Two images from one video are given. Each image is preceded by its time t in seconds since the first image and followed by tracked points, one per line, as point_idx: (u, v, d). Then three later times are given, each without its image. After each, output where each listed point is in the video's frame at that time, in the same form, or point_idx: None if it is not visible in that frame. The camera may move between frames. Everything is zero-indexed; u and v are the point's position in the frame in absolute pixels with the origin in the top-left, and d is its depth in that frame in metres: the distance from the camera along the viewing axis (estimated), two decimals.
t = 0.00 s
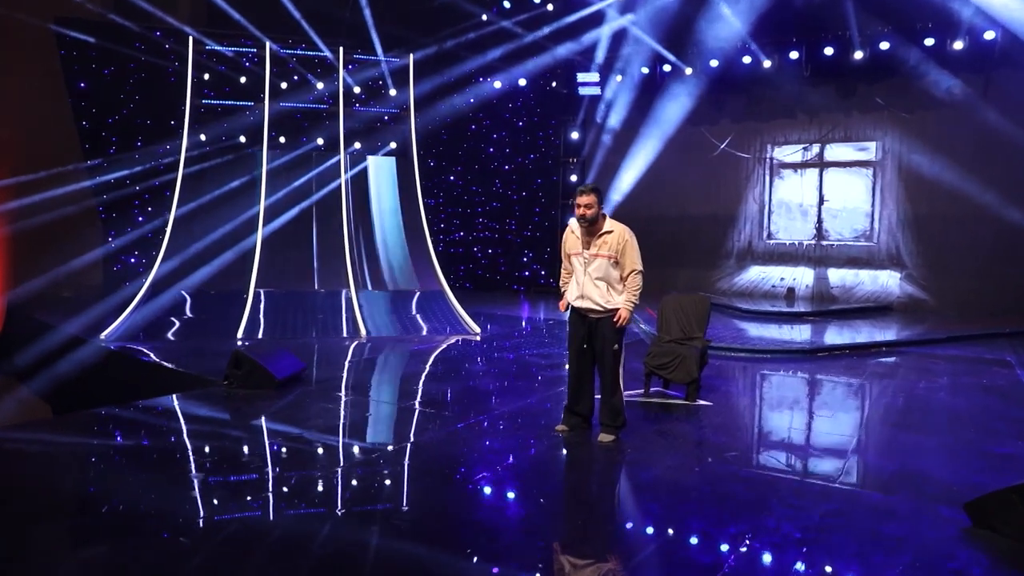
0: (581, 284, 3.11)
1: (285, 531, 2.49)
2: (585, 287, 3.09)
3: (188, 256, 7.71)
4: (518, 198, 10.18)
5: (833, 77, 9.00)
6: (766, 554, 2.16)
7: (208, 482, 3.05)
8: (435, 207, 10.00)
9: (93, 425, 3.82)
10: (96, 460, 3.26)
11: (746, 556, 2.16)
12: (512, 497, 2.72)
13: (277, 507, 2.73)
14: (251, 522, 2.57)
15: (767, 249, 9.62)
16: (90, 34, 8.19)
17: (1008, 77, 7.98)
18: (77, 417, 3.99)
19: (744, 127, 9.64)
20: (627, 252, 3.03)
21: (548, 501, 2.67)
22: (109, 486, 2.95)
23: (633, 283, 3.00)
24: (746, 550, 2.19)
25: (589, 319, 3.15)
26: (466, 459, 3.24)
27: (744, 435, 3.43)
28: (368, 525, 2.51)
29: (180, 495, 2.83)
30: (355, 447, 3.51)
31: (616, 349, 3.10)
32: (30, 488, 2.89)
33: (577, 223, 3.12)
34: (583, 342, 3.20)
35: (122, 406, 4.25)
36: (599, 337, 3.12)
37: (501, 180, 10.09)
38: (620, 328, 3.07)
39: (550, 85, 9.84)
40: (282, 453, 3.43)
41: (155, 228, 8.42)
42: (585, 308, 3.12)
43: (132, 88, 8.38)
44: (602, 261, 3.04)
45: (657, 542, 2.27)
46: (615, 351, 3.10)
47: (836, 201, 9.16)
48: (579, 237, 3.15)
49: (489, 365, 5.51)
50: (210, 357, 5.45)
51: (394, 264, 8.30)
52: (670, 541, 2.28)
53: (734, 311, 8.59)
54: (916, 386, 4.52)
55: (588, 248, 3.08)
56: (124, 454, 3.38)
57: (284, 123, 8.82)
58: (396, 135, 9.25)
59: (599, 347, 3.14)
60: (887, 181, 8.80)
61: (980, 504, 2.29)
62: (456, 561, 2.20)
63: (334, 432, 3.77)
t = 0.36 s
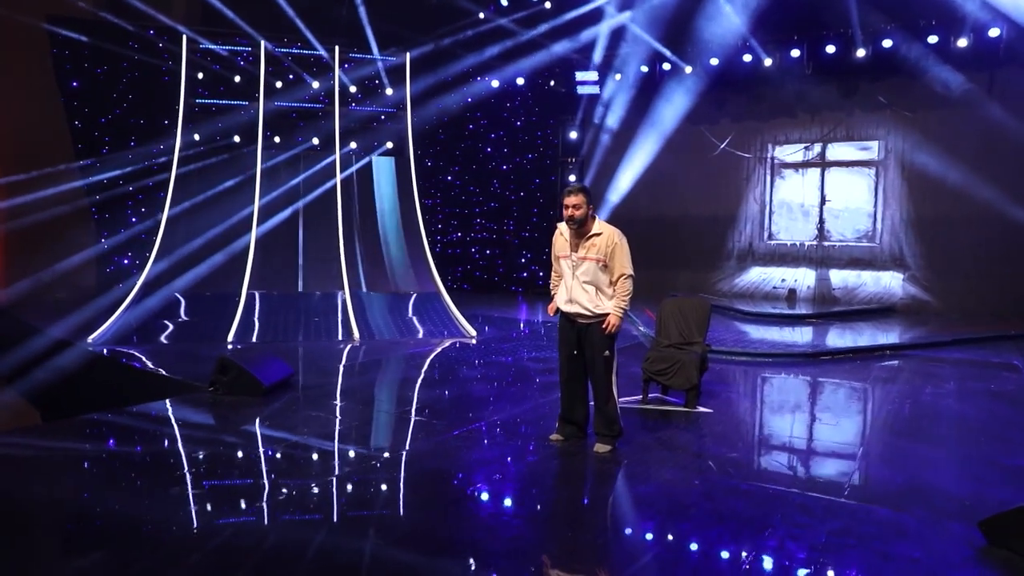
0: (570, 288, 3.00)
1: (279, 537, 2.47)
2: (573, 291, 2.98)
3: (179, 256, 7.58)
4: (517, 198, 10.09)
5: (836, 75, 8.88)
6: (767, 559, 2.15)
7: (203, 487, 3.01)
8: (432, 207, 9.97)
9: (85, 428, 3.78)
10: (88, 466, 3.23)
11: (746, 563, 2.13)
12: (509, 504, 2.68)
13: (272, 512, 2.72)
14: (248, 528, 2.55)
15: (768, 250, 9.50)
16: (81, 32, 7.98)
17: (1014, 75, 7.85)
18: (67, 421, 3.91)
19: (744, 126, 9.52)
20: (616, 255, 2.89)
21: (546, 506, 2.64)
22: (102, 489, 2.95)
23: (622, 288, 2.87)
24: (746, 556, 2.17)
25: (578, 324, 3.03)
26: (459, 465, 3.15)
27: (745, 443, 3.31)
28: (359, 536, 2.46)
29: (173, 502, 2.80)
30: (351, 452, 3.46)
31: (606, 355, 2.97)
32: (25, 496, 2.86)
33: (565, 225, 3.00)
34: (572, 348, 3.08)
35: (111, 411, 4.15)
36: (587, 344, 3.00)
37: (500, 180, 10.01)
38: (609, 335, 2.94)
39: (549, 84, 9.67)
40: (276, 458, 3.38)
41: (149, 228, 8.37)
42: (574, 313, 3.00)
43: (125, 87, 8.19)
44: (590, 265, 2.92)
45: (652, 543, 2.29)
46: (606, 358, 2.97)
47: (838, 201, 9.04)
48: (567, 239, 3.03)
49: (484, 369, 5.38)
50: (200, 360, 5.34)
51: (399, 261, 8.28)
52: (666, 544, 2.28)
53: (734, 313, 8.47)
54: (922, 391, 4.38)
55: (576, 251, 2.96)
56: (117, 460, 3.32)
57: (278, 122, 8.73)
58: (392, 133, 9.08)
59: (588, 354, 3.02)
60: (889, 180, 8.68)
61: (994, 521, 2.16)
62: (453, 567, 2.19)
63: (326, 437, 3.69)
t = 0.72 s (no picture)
0: (558, 292, 2.89)
1: (273, 543, 2.42)
2: (562, 296, 2.87)
3: (170, 257, 7.44)
4: (514, 198, 9.94)
5: (838, 74, 8.76)
6: (767, 564, 2.10)
7: (196, 491, 2.97)
8: (429, 208, 9.99)
9: (77, 433, 3.71)
10: (79, 469, 3.18)
11: (747, 568, 2.09)
12: (507, 508, 2.63)
13: (268, 517, 2.67)
14: (242, 534, 2.51)
15: (769, 251, 9.38)
16: (74, 31, 7.82)
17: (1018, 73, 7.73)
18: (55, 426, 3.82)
19: (744, 126, 9.40)
20: (604, 257, 2.77)
21: (545, 508, 2.60)
22: (96, 494, 2.90)
23: (612, 292, 2.75)
24: (746, 562, 2.13)
25: (567, 330, 2.92)
26: (449, 472, 3.06)
27: (743, 450, 3.19)
28: (350, 543, 2.40)
29: (164, 507, 2.76)
30: (346, 455, 3.39)
31: (596, 362, 2.86)
32: (15, 503, 2.79)
33: (554, 228, 2.90)
34: (561, 354, 2.97)
35: (96, 416, 4.04)
36: (576, 351, 2.89)
37: (497, 180, 9.88)
38: (599, 341, 2.83)
39: (546, 83, 9.43)
40: (270, 463, 3.31)
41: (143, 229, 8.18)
42: (563, 319, 2.89)
43: (118, 87, 8.01)
44: (579, 268, 2.81)
45: (651, 550, 2.22)
46: (596, 365, 2.86)
47: (840, 202, 8.93)
48: (556, 242, 2.93)
49: (477, 372, 5.26)
50: (187, 363, 5.23)
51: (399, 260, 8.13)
52: (665, 551, 2.21)
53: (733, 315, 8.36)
54: (926, 397, 4.25)
55: (564, 254, 2.85)
56: (109, 464, 3.27)
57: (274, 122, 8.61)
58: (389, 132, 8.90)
59: (578, 361, 2.91)
60: (891, 181, 8.55)
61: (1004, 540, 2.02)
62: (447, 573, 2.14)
63: (313, 443, 3.59)
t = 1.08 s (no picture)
0: (550, 295, 2.79)
1: (267, 548, 2.37)
2: (553, 299, 2.77)
3: (160, 257, 7.36)
4: (513, 199, 9.85)
5: (839, 72, 8.64)
6: (769, 570, 2.04)
7: (191, 494, 2.90)
8: (427, 208, 9.90)
9: (69, 435, 3.63)
10: (76, 472, 3.12)
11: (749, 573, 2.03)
12: (507, 509, 2.57)
13: (264, 520, 2.62)
14: (236, 539, 2.45)
15: (770, 252, 9.28)
16: (68, 30, 7.42)
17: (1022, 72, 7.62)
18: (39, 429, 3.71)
19: (745, 125, 9.29)
20: (596, 258, 2.67)
21: (544, 512, 2.53)
22: (89, 498, 2.83)
23: (605, 294, 2.65)
24: (747, 567, 2.07)
25: (559, 334, 2.82)
26: (438, 477, 2.97)
27: (741, 457, 3.08)
28: (345, 549, 2.33)
29: (160, 511, 2.70)
30: (343, 459, 3.31)
31: (590, 367, 2.76)
32: (7, 509, 2.72)
33: (544, 228, 2.79)
34: (554, 359, 2.87)
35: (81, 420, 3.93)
36: (568, 355, 2.79)
37: (496, 180, 9.80)
38: (591, 346, 2.73)
39: (545, 82, 9.17)
40: (265, 467, 3.22)
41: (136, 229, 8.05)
42: (554, 322, 2.79)
43: (113, 86, 7.90)
44: (570, 270, 2.70)
45: (649, 557, 2.15)
46: (589, 370, 2.76)
47: (841, 202, 8.81)
48: (546, 243, 2.81)
49: (470, 375, 5.14)
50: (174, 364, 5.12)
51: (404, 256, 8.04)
52: (664, 557, 2.15)
53: (734, 317, 8.24)
54: (930, 402, 4.14)
55: (554, 255, 2.74)
56: (104, 466, 3.20)
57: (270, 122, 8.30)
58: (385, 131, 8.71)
59: (571, 366, 2.81)
60: (894, 181, 8.44)
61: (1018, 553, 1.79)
62: None
63: (301, 446, 3.50)
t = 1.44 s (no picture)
0: (548, 294, 2.68)
1: (264, 551, 2.30)
2: (552, 297, 2.66)
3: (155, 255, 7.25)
4: (513, 198, 9.75)
5: (843, 70, 8.53)
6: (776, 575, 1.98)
7: (186, 497, 2.82)
8: (427, 207, 9.79)
9: (64, 435, 3.53)
10: (72, 473, 3.04)
11: None
12: (506, 513, 2.49)
13: (260, 522, 2.55)
14: (231, 542, 2.39)
15: (773, 252, 9.17)
16: (62, 25, 7.28)
17: None
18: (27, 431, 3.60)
19: (747, 123, 9.18)
20: (596, 254, 2.57)
21: (545, 515, 2.46)
22: (84, 500, 2.76)
23: (605, 292, 2.54)
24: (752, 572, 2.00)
25: (559, 334, 2.71)
26: (434, 480, 2.87)
27: (744, 462, 2.97)
28: (341, 553, 2.26)
29: (154, 514, 2.62)
30: (341, 459, 3.24)
31: (590, 369, 2.66)
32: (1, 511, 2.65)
33: (541, 224, 2.69)
34: (553, 360, 2.77)
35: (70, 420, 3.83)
36: (568, 356, 2.68)
37: (496, 179, 9.69)
38: (591, 346, 2.62)
39: (545, 80, 9.25)
40: (261, 468, 3.14)
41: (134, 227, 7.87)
42: (554, 322, 2.68)
43: (108, 84, 7.74)
44: (569, 267, 2.60)
45: (650, 563, 2.08)
46: (590, 371, 2.66)
47: (845, 201, 8.69)
48: (545, 239, 2.71)
49: (468, 376, 5.04)
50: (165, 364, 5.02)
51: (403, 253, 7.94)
52: (667, 565, 2.05)
53: (736, 318, 8.13)
54: (938, 405, 4.00)
55: (553, 252, 2.64)
56: (100, 467, 3.12)
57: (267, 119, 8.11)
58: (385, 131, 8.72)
59: (571, 368, 2.70)
60: (898, 180, 8.31)
61: None
62: None
63: (296, 448, 3.41)
